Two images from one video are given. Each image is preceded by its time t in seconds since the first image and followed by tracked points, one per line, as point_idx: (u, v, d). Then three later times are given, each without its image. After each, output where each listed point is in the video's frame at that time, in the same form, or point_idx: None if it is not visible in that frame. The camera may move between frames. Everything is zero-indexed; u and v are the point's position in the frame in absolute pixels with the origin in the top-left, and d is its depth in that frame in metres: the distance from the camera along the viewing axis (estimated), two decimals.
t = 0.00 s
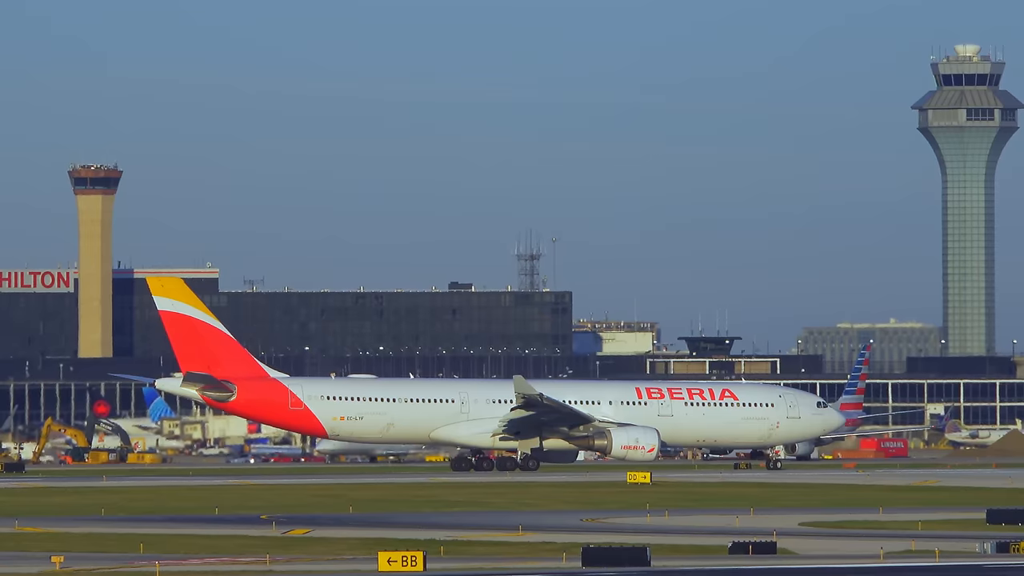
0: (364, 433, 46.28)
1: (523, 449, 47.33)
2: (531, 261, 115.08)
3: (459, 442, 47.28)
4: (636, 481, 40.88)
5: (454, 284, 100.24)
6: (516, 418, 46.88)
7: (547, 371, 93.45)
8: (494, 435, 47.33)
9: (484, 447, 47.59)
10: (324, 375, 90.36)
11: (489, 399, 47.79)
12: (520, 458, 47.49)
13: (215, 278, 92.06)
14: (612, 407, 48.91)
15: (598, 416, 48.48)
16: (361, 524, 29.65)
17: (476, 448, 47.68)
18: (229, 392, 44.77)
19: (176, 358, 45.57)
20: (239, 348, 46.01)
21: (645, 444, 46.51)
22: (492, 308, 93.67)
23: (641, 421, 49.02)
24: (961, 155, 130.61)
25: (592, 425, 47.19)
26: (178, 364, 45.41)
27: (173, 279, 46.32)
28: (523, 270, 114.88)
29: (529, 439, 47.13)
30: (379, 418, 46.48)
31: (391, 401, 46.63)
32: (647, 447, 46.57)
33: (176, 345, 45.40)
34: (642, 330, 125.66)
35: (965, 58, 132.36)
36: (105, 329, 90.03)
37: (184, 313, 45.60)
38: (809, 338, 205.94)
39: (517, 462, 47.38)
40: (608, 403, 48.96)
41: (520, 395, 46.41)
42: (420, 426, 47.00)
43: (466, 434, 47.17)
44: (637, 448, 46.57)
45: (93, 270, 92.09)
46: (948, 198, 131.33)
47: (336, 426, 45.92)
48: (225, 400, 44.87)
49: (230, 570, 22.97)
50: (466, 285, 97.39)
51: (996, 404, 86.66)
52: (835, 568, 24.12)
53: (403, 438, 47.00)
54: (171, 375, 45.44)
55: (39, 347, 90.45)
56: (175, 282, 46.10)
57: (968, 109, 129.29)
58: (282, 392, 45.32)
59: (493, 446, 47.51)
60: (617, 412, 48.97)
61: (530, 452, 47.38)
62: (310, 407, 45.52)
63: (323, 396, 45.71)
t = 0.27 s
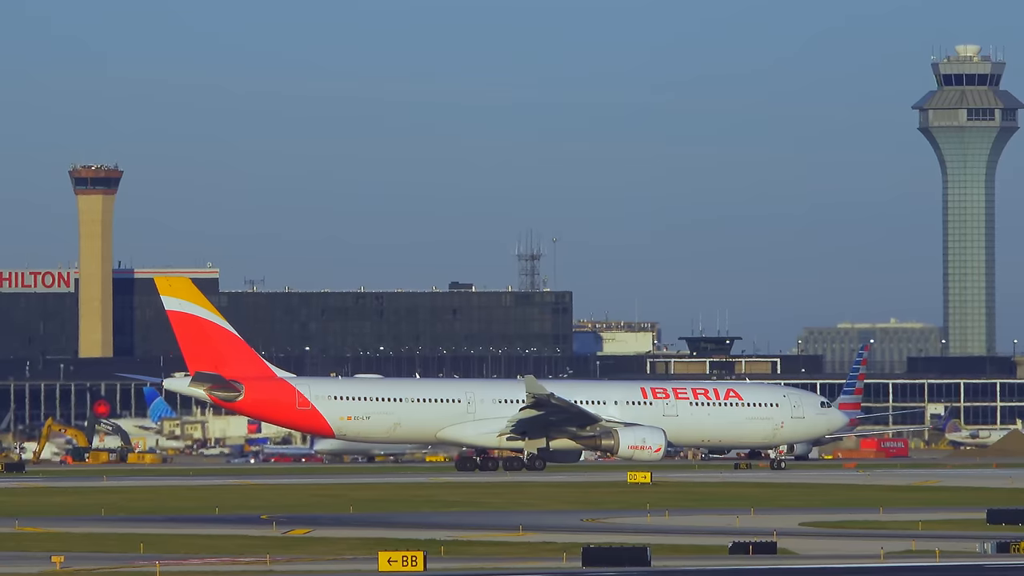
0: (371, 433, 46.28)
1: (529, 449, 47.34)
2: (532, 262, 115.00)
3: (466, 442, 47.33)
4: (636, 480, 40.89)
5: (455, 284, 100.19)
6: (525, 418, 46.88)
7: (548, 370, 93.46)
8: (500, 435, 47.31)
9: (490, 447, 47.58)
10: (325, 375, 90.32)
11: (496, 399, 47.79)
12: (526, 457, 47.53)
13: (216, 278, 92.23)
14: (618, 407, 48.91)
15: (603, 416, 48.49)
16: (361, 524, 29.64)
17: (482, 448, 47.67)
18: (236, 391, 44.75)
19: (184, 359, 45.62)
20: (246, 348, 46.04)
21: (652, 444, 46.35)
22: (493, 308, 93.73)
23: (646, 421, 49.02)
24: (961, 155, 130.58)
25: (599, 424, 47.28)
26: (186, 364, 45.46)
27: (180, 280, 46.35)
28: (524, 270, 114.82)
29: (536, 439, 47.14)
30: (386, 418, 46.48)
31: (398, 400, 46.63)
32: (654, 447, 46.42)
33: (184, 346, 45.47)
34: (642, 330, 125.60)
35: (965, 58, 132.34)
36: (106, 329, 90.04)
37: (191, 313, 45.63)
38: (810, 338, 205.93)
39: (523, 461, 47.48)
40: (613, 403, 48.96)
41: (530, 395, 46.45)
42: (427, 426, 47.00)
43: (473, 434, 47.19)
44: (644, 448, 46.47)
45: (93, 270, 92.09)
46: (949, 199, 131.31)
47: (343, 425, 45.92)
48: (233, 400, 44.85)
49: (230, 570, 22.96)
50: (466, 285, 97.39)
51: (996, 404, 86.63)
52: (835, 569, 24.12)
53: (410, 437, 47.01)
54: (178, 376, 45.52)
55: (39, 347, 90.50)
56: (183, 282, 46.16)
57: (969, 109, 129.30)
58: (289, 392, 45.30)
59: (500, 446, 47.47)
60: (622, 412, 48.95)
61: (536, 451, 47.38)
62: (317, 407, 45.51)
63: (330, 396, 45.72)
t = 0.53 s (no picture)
0: (377, 433, 46.29)
1: (536, 449, 47.27)
2: (533, 261, 114.96)
3: (471, 442, 47.36)
4: (637, 480, 40.90)
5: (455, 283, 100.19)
6: (534, 418, 46.83)
7: (548, 370, 93.43)
8: (507, 435, 47.28)
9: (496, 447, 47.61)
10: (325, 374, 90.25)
11: (502, 399, 47.88)
12: (533, 457, 47.45)
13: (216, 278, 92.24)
14: (623, 408, 48.90)
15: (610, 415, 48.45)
16: (362, 524, 29.65)
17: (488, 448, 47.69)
18: (244, 391, 44.77)
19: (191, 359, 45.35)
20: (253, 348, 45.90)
21: (659, 444, 46.48)
22: (493, 308, 93.76)
23: (652, 421, 49.03)
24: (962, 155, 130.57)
25: (606, 425, 47.21)
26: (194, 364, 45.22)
27: (188, 279, 45.90)
28: (525, 270, 114.78)
29: (543, 439, 47.11)
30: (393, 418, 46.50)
31: (405, 401, 46.64)
32: (661, 447, 46.52)
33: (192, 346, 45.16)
34: (642, 330, 125.60)
35: (966, 58, 132.31)
36: (106, 328, 90.04)
37: (199, 313, 45.26)
38: (810, 338, 205.97)
39: (530, 461, 47.46)
40: (619, 404, 48.94)
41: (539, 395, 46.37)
42: (433, 426, 47.05)
43: (478, 434, 47.21)
44: (651, 447, 46.56)
45: (93, 270, 92.05)
46: (949, 199, 131.28)
47: (350, 426, 45.91)
48: (240, 400, 44.85)
49: (230, 570, 22.95)
50: (467, 285, 97.40)
51: (997, 404, 86.62)
52: (835, 568, 24.12)
53: (417, 438, 47.03)
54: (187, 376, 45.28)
55: (40, 348, 90.53)
56: (190, 281, 45.69)
57: (970, 109, 129.30)
58: (297, 391, 45.30)
59: (506, 447, 47.48)
60: (628, 412, 48.94)
61: (543, 451, 47.42)
62: (324, 407, 45.49)
63: (337, 396, 45.70)
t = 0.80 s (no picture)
0: (384, 433, 46.26)
1: (542, 449, 47.31)
2: (533, 261, 114.91)
3: (477, 442, 47.36)
4: (636, 480, 40.88)
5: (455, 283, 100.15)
6: (541, 418, 46.84)
7: (548, 370, 93.42)
8: (514, 435, 47.31)
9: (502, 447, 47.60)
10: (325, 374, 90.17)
11: (508, 399, 47.91)
12: (539, 457, 47.49)
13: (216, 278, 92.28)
14: (629, 407, 48.89)
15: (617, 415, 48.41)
16: (362, 524, 29.64)
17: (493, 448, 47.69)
18: (251, 391, 44.79)
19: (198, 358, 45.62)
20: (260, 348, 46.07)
21: (665, 444, 46.42)
22: (493, 308, 93.78)
23: (657, 421, 49.02)
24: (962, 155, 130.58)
25: (613, 424, 47.29)
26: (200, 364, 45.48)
27: (195, 280, 46.24)
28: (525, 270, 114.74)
29: (549, 439, 47.14)
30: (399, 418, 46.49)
31: (411, 401, 46.63)
32: (667, 447, 46.46)
33: (200, 346, 45.50)
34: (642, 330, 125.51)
35: (966, 58, 132.33)
36: (106, 328, 90.07)
37: (206, 313, 45.56)
38: (810, 339, 205.97)
39: (536, 461, 47.49)
40: (624, 403, 48.93)
41: (547, 395, 46.36)
42: (440, 426, 47.06)
43: (484, 434, 47.23)
44: (658, 447, 46.51)
45: (94, 270, 92.08)
46: (950, 199, 131.28)
47: (357, 425, 45.89)
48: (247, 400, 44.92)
49: (229, 570, 22.95)
50: (467, 285, 97.40)
51: (997, 404, 86.60)
52: (835, 568, 24.12)
53: (423, 438, 47.01)
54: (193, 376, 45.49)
55: (40, 347, 90.59)
56: (198, 282, 46.06)
57: (970, 109, 129.32)
58: (304, 391, 45.33)
59: (512, 446, 47.47)
60: (634, 412, 48.94)
61: (549, 451, 47.40)
62: (331, 407, 45.50)
63: (344, 396, 45.69)
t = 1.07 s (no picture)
0: (391, 433, 46.26)
1: (549, 449, 47.32)
2: (534, 261, 114.86)
3: (483, 442, 47.40)
4: (636, 480, 40.87)
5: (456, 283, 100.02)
6: (549, 418, 46.76)
7: (548, 370, 93.21)
8: (520, 434, 47.28)
9: (508, 447, 47.63)
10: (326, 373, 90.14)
11: (513, 399, 47.91)
12: (545, 457, 47.48)
13: (217, 279, 92.30)
14: (634, 407, 48.92)
15: (623, 415, 48.48)
16: (362, 525, 29.63)
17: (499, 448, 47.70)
18: (258, 391, 44.79)
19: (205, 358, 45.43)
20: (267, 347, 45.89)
21: (672, 444, 46.76)
22: (494, 308, 93.80)
23: (662, 421, 49.07)
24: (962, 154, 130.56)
25: (620, 424, 47.32)
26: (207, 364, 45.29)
27: (202, 279, 45.91)
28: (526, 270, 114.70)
29: (555, 439, 47.11)
30: (406, 417, 46.49)
31: (417, 401, 46.63)
32: (674, 447, 46.76)
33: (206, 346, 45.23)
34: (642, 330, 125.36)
35: (966, 58, 132.34)
36: (106, 328, 90.07)
37: (213, 313, 45.29)
38: (810, 339, 205.97)
39: (543, 461, 47.55)
40: (630, 403, 48.97)
41: (557, 394, 46.38)
42: (446, 426, 47.08)
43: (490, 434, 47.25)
44: (664, 447, 46.83)
45: (94, 270, 92.10)
46: (950, 199, 131.26)
47: (364, 425, 45.88)
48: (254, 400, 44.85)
49: (229, 570, 22.95)
50: (467, 285, 97.39)
51: (997, 404, 86.63)
52: (836, 569, 24.11)
53: (429, 437, 47.04)
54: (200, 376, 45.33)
55: (40, 347, 90.60)
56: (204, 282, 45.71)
57: (970, 109, 129.34)
58: (310, 391, 45.27)
59: (519, 446, 47.51)
60: (639, 412, 48.97)
61: (556, 451, 47.44)
62: (338, 407, 45.49)
63: (351, 396, 45.69)
